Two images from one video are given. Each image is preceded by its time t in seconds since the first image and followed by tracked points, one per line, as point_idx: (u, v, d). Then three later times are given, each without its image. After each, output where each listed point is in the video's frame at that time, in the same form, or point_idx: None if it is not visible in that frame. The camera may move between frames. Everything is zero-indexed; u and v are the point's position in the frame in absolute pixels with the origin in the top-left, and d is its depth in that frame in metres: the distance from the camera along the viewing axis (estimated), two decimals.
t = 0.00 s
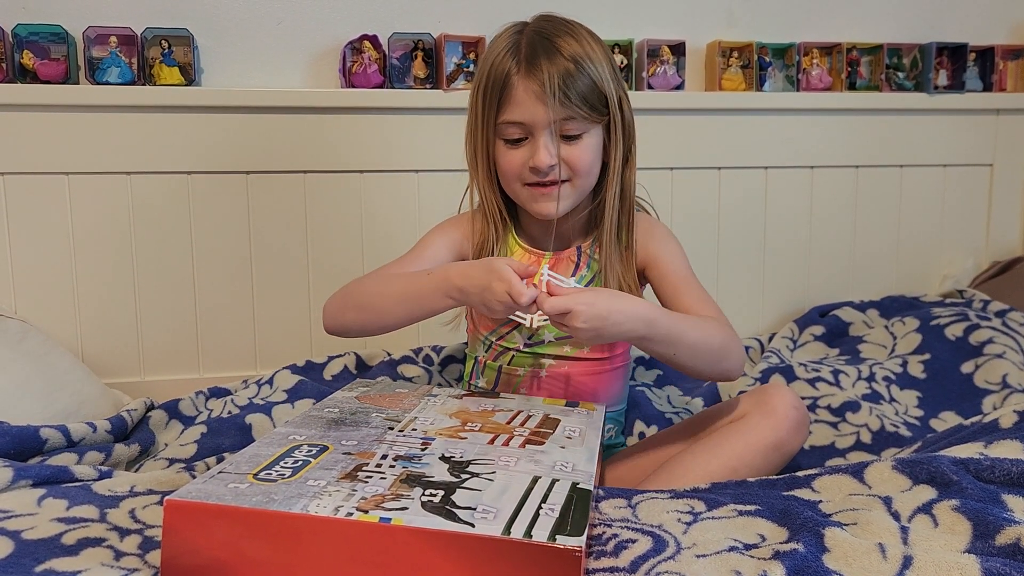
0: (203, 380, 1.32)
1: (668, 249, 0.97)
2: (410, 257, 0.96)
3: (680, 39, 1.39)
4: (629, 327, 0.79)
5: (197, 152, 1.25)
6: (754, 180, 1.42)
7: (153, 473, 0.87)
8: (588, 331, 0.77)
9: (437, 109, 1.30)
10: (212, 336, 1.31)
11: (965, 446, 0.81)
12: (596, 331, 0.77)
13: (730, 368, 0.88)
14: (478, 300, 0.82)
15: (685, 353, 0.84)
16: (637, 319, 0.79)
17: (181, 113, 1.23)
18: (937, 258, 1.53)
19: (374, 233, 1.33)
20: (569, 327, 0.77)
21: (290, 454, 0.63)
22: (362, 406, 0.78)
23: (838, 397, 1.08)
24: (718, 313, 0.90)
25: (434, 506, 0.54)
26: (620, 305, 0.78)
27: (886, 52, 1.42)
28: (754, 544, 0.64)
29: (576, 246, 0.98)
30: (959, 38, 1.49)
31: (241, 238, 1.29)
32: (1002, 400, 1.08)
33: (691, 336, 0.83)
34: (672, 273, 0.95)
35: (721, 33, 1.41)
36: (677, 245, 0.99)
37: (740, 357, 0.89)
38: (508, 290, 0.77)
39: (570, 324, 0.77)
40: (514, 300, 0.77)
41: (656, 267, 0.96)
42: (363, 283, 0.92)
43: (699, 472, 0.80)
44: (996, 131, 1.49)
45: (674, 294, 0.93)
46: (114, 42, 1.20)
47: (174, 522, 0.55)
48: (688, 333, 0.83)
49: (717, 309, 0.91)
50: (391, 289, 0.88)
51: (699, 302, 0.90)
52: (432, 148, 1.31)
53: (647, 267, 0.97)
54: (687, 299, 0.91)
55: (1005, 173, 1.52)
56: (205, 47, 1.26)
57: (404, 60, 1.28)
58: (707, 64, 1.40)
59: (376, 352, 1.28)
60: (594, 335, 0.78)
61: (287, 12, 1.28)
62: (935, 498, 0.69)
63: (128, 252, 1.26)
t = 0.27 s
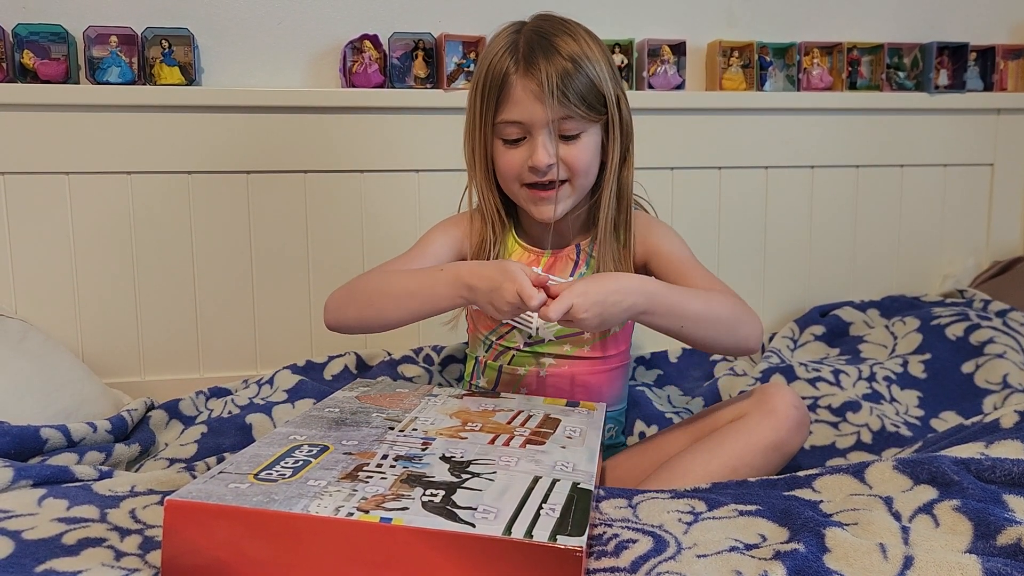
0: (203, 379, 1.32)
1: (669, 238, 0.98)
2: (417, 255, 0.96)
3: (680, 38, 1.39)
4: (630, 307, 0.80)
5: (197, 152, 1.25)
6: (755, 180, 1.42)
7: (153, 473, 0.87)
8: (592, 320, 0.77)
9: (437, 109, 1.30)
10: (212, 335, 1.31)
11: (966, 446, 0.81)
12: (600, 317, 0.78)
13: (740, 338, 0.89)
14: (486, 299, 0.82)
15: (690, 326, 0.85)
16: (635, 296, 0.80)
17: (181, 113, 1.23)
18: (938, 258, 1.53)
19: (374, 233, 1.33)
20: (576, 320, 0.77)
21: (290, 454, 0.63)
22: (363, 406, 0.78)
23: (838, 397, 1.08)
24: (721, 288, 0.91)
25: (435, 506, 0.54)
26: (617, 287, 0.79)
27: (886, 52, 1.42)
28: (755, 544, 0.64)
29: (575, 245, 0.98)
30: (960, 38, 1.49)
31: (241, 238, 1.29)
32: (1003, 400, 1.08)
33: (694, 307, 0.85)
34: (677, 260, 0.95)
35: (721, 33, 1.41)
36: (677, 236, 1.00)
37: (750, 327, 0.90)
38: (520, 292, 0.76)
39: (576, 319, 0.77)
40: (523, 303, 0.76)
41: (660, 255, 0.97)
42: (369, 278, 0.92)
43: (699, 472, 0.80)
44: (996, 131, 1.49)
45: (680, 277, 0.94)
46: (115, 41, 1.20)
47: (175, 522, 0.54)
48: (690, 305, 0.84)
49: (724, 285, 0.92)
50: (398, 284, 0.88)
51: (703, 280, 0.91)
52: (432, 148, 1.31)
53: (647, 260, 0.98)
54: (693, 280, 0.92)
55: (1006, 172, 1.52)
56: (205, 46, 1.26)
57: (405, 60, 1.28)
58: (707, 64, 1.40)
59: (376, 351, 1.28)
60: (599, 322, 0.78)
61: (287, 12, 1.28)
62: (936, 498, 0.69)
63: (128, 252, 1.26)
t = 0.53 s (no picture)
0: (203, 379, 1.31)
1: (670, 237, 0.98)
2: (419, 256, 0.96)
3: (681, 38, 1.38)
4: (635, 309, 0.80)
5: (197, 151, 1.25)
6: (755, 179, 1.42)
7: (153, 472, 0.87)
8: (599, 323, 0.77)
9: (438, 108, 1.30)
10: (212, 335, 1.31)
11: (967, 445, 0.81)
12: (606, 320, 0.78)
13: (744, 337, 0.89)
14: (491, 303, 0.81)
15: (695, 326, 0.85)
16: (640, 297, 0.80)
17: (181, 112, 1.23)
18: (938, 257, 1.53)
19: (374, 232, 1.32)
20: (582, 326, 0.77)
21: (291, 452, 0.63)
22: (363, 405, 0.78)
23: (839, 396, 1.08)
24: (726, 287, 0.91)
25: (435, 505, 0.54)
26: (622, 289, 0.79)
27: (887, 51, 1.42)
28: (755, 543, 0.64)
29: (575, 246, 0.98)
30: (961, 38, 1.49)
31: (241, 237, 1.29)
32: (1004, 399, 1.08)
33: (698, 308, 0.85)
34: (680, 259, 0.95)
35: (722, 32, 1.40)
36: (678, 235, 1.00)
37: (755, 326, 0.90)
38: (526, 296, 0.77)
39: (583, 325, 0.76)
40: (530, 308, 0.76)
41: (662, 255, 0.97)
42: (371, 278, 0.92)
43: (699, 471, 0.80)
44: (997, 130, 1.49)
45: (684, 276, 0.94)
46: (115, 40, 1.20)
47: (175, 520, 0.54)
48: (695, 305, 0.84)
49: (727, 284, 0.92)
50: (401, 284, 0.88)
51: (708, 281, 0.91)
52: (432, 147, 1.31)
53: (648, 259, 0.98)
54: (698, 280, 0.92)
55: (1007, 172, 1.51)
56: (205, 45, 1.26)
57: (405, 59, 1.28)
58: (707, 63, 1.40)
59: (376, 351, 1.28)
60: (605, 325, 0.78)
61: (288, 11, 1.27)
62: (937, 497, 0.68)
63: (128, 251, 1.26)
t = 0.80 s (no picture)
0: (204, 379, 1.31)
1: (671, 237, 0.98)
2: (418, 257, 0.96)
3: (681, 38, 1.38)
4: (637, 311, 0.80)
5: (198, 151, 1.25)
6: (756, 179, 1.42)
7: (154, 472, 0.87)
8: (598, 322, 0.77)
9: (438, 107, 1.30)
10: (213, 335, 1.31)
11: (968, 445, 0.81)
12: (606, 321, 0.78)
13: (745, 341, 0.89)
14: (493, 303, 0.82)
15: (695, 330, 0.85)
16: (643, 300, 0.80)
17: (182, 112, 1.23)
18: (939, 258, 1.52)
19: (375, 232, 1.32)
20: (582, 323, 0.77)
21: (291, 453, 0.63)
22: (364, 405, 0.78)
23: (839, 396, 1.08)
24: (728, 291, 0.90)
25: (436, 505, 0.54)
26: (626, 291, 0.79)
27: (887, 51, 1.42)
28: (756, 543, 0.64)
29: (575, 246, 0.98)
30: (961, 38, 1.48)
31: (242, 237, 1.29)
32: (1005, 399, 1.07)
33: (700, 312, 0.85)
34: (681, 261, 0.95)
35: (722, 32, 1.40)
36: (679, 235, 1.00)
37: (757, 330, 0.90)
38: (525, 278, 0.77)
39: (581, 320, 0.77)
40: (532, 292, 0.77)
41: (664, 257, 0.97)
42: (372, 280, 0.92)
43: (700, 471, 0.80)
44: (998, 130, 1.49)
45: (685, 277, 0.94)
46: (115, 40, 1.20)
47: (175, 520, 0.54)
48: (697, 310, 0.84)
49: (729, 287, 0.91)
50: (402, 286, 0.88)
51: (709, 283, 0.91)
52: (433, 147, 1.31)
53: (649, 259, 0.98)
54: (699, 283, 0.92)
55: (1007, 172, 1.51)
56: (206, 45, 1.26)
57: (406, 59, 1.28)
58: (708, 63, 1.40)
59: (377, 351, 1.28)
60: (605, 324, 0.78)
61: (288, 11, 1.27)
62: (938, 497, 0.68)
63: (129, 251, 1.26)
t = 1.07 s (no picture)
0: (204, 380, 1.31)
1: (670, 236, 0.98)
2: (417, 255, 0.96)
3: (682, 39, 1.38)
4: (627, 290, 0.81)
5: (198, 152, 1.25)
6: (756, 180, 1.42)
7: (154, 473, 0.87)
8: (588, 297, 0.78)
9: (438, 108, 1.29)
10: (213, 336, 1.31)
11: (969, 446, 0.81)
12: (597, 293, 0.79)
13: (741, 339, 0.89)
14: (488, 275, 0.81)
15: (691, 321, 0.85)
16: (633, 280, 0.81)
17: (182, 113, 1.23)
18: (939, 259, 1.52)
19: (375, 233, 1.32)
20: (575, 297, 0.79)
21: (292, 453, 0.63)
22: (364, 406, 0.78)
23: (840, 397, 1.08)
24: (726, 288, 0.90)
25: (437, 506, 0.54)
26: (620, 273, 0.80)
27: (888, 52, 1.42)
28: (757, 545, 0.64)
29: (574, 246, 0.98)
30: (962, 39, 1.49)
31: (242, 237, 1.29)
32: (1005, 400, 1.07)
33: (694, 301, 0.85)
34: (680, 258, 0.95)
35: (723, 33, 1.40)
36: (677, 234, 1.00)
37: (754, 330, 0.90)
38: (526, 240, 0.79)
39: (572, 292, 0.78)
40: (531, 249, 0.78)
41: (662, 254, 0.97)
42: (371, 279, 0.92)
43: (701, 471, 0.80)
44: (999, 131, 1.49)
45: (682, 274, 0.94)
46: (115, 41, 1.20)
47: (176, 521, 0.54)
48: (690, 298, 0.84)
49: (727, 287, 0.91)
50: (402, 281, 0.88)
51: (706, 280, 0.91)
52: (434, 148, 1.31)
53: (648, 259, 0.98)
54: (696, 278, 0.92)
55: (1008, 173, 1.51)
56: (207, 46, 1.26)
57: (406, 60, 1.28)
58: (708, 64, 1.40)
59: (377, 351, 1.28)
60: (597, 300, 0.79)
61: (289, 12, 1.28)
62: (939, 498, 0.68)
63: (129, 252, 1.26)
